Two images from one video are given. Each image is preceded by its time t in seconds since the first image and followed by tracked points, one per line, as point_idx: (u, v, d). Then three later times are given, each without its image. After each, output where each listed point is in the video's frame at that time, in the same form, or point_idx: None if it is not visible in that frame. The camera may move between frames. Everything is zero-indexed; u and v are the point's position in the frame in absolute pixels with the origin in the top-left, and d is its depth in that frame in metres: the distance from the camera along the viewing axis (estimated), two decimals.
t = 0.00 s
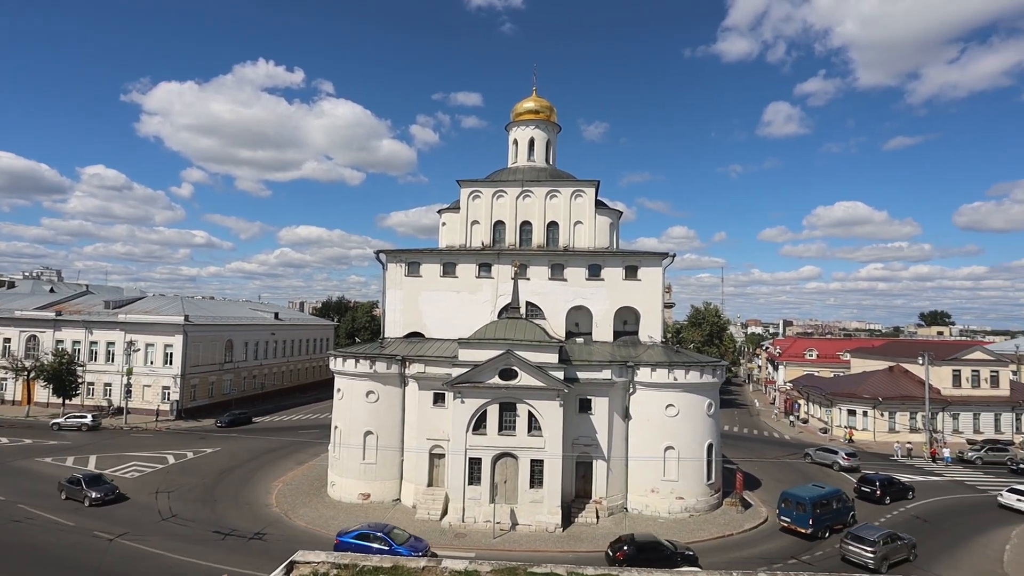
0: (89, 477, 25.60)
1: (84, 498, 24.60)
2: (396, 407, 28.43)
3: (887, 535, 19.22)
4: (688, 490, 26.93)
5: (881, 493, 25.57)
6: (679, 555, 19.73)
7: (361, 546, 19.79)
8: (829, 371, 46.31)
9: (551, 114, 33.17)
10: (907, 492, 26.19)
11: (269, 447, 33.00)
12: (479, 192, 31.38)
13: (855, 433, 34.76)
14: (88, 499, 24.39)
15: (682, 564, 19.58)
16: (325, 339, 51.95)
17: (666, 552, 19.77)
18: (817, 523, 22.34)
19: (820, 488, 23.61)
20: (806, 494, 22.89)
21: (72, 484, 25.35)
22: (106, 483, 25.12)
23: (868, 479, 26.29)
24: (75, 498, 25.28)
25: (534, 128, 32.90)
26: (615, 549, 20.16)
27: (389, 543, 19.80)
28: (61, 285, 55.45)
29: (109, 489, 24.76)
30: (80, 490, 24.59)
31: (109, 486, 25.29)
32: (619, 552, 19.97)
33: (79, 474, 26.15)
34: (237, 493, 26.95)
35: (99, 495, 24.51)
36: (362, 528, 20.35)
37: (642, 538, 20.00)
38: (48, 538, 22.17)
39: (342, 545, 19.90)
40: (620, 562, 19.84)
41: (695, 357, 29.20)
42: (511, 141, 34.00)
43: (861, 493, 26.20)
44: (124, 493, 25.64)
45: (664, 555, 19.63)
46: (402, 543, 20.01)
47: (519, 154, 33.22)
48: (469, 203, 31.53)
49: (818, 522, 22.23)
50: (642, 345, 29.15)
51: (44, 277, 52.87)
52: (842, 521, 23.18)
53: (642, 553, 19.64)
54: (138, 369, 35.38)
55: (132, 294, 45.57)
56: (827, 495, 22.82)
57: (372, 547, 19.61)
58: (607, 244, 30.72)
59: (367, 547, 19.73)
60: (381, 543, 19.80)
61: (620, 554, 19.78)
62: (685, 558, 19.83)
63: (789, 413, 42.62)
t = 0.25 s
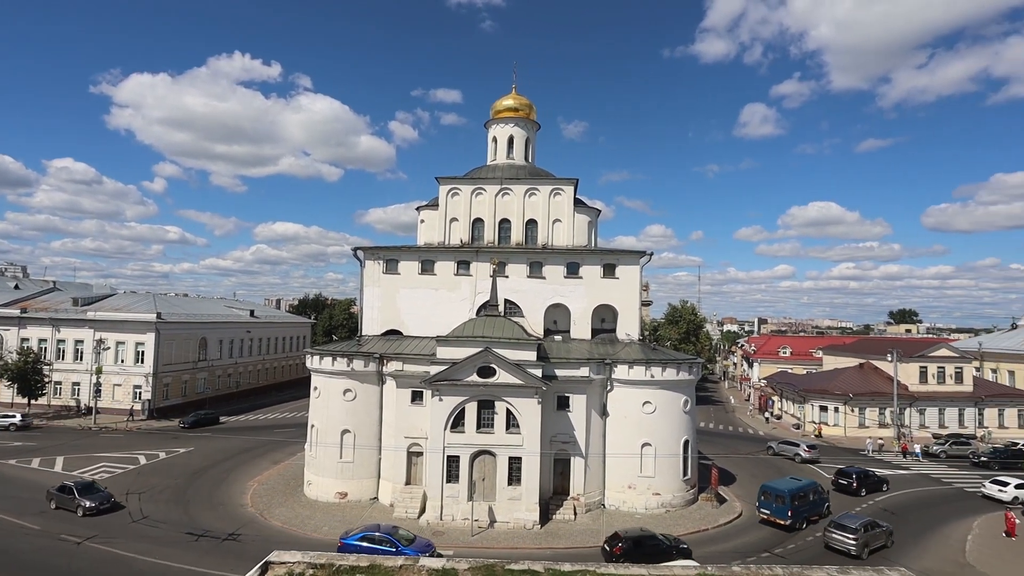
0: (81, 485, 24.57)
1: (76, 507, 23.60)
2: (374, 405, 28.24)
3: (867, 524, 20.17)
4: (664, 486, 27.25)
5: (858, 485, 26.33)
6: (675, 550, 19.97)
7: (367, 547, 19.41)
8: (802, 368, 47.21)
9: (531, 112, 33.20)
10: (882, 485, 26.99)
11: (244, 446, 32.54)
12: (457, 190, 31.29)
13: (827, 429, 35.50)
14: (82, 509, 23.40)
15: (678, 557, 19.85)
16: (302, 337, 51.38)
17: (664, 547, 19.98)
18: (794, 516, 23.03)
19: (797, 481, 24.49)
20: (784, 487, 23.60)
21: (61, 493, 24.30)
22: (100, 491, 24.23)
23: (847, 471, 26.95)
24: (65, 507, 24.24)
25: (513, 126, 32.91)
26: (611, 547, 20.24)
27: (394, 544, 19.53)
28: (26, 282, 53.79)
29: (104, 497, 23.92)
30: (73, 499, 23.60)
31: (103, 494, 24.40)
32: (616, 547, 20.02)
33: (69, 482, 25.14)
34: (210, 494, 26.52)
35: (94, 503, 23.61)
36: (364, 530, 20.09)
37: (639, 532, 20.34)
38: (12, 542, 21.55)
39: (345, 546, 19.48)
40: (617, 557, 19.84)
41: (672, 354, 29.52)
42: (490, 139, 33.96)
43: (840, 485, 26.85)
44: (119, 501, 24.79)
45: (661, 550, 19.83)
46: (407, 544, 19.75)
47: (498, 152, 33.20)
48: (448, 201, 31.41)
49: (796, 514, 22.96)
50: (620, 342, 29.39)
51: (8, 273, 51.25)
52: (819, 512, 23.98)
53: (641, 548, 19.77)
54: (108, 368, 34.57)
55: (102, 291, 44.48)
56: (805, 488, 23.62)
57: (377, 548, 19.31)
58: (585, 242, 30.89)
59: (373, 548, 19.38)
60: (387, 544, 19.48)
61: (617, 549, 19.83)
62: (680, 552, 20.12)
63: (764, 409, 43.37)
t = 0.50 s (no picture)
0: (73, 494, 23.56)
1: (70, 517, 22.64)
2: (351, 404, 28.02)
3: (846, 512, 21.16)
4: (641, 483, 27.53)
5: (834, 478, 27.00)
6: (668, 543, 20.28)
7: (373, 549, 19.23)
8: (777, 365, 48.04)
9: (510, 110, 33.20)
10: (856, 478, 27.67)
11: (218, 446, 32.04)
12: (436, 188, 31.17)
13: (800, 426, 36.23)
14: (77, 519, 22.45)
15: (671, 551, 20.18)
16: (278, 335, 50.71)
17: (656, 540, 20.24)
18: (773, 508, 23.65)
19: (773, 475, 25.23)
20: (763, 481, 24.23)
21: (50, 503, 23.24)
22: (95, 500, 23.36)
23: (823, 465, 27.56)
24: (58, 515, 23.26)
25: (492, 124, 32.88)
26: (605, 543, 20.40)
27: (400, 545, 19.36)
28: None
29: (100, 506, 23.11)
30: (67, 509, 22.64)
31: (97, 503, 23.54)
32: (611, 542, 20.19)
33: (59, 490, 24.15)
34: (183, 495, 26.05)
35: (90, 513, 22.74)
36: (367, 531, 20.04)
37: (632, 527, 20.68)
38: None
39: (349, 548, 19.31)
40: (612, 552, 20.01)
41: (649, 352, 29.81)
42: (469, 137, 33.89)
43: (817, 479, 27.46)
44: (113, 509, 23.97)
45: (654, 543, 20.08)
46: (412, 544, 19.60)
47: (477, 150, 33.15)
48: (427, 198, 31.27)
49: (775, 507, 23.62)
50: (598, 340, 29.58)
51: None
52: (796, 504, 24.71)
53: (636, 542, 19.99)
54: (77, 367, 33.74)
55: (70, 289, 43.36)
56: (781, 481, 24.36)
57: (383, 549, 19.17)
58: (564, 240, 31.01)
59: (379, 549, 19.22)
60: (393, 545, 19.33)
61: (612, 544, 20.00)
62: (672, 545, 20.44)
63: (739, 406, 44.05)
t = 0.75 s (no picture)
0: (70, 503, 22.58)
1: (70, 528, 21.70)
2: (328, 402, 27.75)
3: (826, 501, 22.19)
4: (618, 479, 27.77)
5: (811, 472, 27.57)
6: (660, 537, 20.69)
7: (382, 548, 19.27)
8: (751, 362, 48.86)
9: (489, 108, 33.17)
10: (831, 472, 28.36)
11: (191, 446, 31.50)
12: (414, 185, 31.00)
13: (774, 422, 36.89)
14: (79, 529, 21.54)
15: (663, 544, 20.62)
16: (254, 333, 50.00)
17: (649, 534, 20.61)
18: (752, 500, 24.22)
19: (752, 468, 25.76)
20: (742, 474, 24.74)
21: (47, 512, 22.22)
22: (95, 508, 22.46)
23: (800, 459, 28.13)
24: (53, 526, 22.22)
25: (471, 121, 32.81)
26: (600, 538, 20.58)
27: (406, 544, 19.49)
28: None
29: (103, 515, 22.18)
30: (66, 518, 21.68)
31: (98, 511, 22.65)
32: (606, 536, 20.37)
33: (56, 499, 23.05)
34: (155, 496, 25.53)
35: (93, 522, 21.87)
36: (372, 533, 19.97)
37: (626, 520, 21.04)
38: None
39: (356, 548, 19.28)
40: (608, 546, 20.19)
41: (626, 349, 30.06)
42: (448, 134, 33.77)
43: (794, 473, 28.04)
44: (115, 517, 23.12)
45: (647, 537, 20.46)
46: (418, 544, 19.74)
47: (456, 147, 33.05)
48: (405, 195, 31.09)
49: (754, 499, 24.14)
50: (576, 338, 29.74)
51: None
52: (773, 497, 25.29)
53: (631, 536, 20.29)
54: (43, 366, 32.84)
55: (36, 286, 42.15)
56: (761, 474, 24.86)
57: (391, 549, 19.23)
58: (543, 238, 31.09)
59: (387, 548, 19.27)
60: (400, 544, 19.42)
61: (607, 538, 20.21)
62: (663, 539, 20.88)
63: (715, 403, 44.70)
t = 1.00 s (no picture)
0: (75, 510, 21.72)
1: (78, 536, 20.88)
2: (309, 401, 27.51)
3: (810, 493, 23.10)
4: (600, 476, 27.96)
5: (792, 467, 28.02)
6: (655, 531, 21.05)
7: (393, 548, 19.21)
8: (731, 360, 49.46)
9: (472, 106, 33.10)
10: (812, 466, 28.89)
11: (169, 447, 31.02)
12: (397, 182, 30.83)
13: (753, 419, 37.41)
14: (87, 538, 20.77)
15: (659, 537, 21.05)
16: (233, 332, 49.36)
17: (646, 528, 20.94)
18: (735, 494, 24.75)
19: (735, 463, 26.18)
20: (725, 469, 25.13)
21: (51, 521, 21.34)
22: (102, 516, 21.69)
23: (782, 454, 28.59)
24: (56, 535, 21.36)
25: (454, 119, 32.71)
26: (597, 533, 20.77)
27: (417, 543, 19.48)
28: None
29: (111, 523, 21.44)
30: (73, 527, 20.86)
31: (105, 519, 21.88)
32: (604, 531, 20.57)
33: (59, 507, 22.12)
34: (131, 498, 25.09)
35: (102, 531, 21.12)
36: (378, 533, 19.88)
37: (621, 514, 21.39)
38: None
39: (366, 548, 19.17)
40: (606, 541, 20.42)
41: (608, 347, 30.25)
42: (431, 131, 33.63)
43: (775, 468, 28.50)
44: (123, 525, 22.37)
45: (643, 531, 20.80)
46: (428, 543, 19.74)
47: (438, 145, 32.94)
48: (387, 193, 30.90)
49: (737, 493, 24.62)
50: (558, 336, 29.85)
51: None
52: (755, 490, 25.76)
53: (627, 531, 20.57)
54: (15, 366, 32.07)
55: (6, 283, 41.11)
56: (744, 469, 25.29)
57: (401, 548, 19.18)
58: (525, 237, 31.13)
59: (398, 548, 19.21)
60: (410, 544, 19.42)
61: (604, 533, 20.42)
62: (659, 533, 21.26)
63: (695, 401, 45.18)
